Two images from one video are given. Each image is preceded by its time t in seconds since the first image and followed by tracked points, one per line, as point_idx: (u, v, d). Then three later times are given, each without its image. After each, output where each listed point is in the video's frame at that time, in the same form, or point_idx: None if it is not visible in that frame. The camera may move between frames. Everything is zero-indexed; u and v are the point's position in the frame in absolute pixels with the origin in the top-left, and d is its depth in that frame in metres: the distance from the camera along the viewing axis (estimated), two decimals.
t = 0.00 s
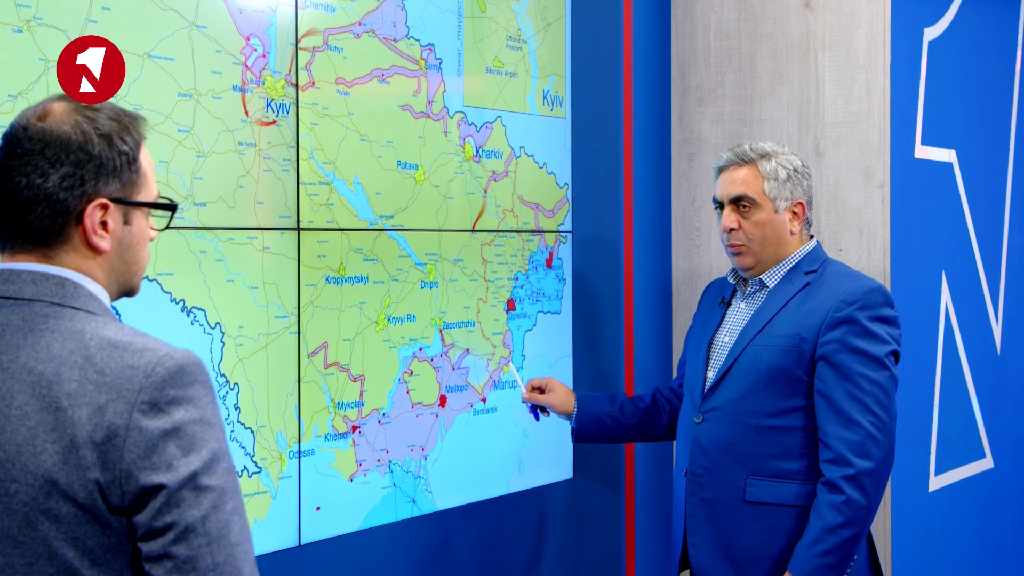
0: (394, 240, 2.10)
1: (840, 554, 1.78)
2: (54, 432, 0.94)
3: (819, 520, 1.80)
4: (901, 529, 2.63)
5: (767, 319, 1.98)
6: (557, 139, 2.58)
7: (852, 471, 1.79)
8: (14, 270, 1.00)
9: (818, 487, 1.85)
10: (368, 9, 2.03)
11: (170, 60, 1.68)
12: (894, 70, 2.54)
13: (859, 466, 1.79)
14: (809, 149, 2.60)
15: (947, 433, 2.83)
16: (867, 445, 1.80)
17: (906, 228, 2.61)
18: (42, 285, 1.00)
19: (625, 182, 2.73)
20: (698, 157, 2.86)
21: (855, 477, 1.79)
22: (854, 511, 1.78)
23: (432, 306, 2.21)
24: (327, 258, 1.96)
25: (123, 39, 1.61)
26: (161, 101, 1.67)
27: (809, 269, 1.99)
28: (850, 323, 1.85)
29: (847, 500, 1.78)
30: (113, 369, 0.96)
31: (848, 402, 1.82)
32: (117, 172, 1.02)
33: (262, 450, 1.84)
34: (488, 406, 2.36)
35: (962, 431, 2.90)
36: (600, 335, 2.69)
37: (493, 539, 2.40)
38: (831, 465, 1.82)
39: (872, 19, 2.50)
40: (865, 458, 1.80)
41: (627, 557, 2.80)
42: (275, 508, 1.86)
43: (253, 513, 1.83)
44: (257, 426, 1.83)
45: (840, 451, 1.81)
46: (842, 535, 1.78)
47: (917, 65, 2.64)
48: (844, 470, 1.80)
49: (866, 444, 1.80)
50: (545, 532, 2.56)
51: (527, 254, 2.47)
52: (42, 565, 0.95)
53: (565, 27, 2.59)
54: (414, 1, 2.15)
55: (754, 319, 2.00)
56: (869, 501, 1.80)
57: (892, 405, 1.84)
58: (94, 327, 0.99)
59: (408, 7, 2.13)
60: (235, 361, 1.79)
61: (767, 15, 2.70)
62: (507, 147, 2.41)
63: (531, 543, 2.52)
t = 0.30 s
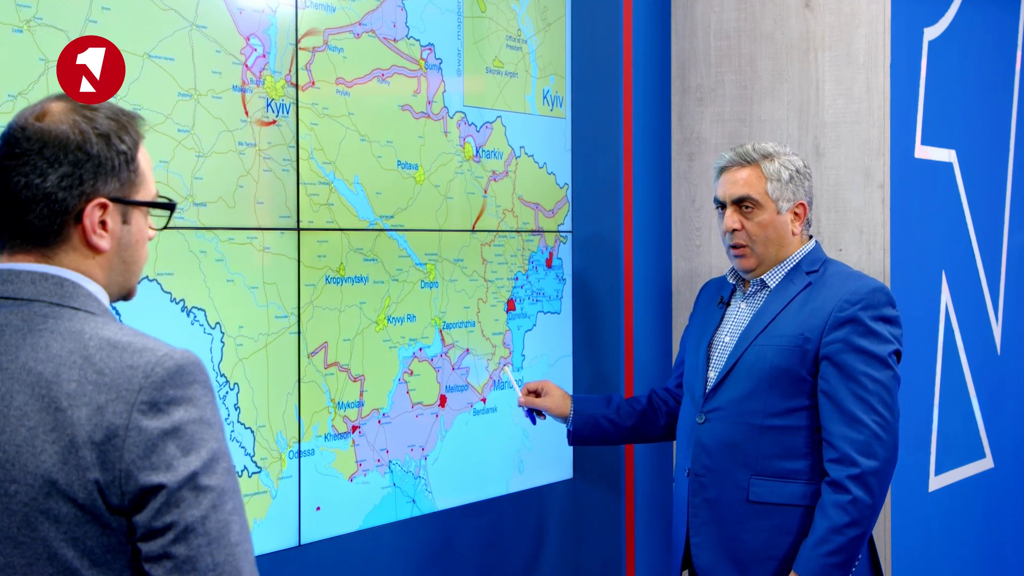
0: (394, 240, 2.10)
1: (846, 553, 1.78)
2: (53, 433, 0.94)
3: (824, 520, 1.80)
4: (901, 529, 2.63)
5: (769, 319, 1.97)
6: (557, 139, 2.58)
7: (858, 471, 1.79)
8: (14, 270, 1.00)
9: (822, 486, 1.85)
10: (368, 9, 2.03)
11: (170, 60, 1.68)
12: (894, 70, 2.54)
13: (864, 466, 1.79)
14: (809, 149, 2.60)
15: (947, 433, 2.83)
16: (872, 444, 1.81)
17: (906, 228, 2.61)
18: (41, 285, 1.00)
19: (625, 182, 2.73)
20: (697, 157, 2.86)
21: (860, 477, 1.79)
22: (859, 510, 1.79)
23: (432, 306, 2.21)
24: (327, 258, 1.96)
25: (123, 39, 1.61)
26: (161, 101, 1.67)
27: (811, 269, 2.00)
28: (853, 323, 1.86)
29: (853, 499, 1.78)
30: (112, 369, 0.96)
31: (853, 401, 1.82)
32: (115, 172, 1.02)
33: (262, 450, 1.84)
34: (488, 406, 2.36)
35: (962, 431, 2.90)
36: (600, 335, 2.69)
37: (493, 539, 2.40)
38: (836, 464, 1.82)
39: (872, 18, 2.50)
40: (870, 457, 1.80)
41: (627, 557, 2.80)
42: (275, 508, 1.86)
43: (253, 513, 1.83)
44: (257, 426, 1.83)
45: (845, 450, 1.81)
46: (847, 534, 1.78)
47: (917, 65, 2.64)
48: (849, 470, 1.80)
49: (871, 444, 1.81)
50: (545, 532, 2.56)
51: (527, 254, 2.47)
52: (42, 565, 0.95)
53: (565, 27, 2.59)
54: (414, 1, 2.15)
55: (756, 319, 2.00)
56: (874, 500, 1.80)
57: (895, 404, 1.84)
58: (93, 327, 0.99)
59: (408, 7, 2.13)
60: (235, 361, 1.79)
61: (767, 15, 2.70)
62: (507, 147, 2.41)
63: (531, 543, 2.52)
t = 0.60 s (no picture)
0: (394, 240, 2.10)
1: (846, 553, 1.78)
2: (55, 432, 0.94)
3: (824, 519, 1.80)
4: (901, 529, 2.63)
5: (769, 319, 1.97)
6: (557, 139, 2.58)
7: (858, 471, 1.79)
8: (14, 270, 1.00)
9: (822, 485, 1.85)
10: (368, 9, 2.03)
11: (170, 60, 1.68)
12: (894, 70, 2.54)
13: (864, 465, 1.79)
14: (809, 149, 2.60)
15: (947, 433, 2.83)
16: (872, 444, 1.81)
17: (906, 228, 2.61)
18: (42, 284, 1.00)
19: (625, 182, 2.73)
20: (697, 157, 2.86)
21: (861, 476, 1.79)
22: (860, 510, 1.79)
23: (432, 306, 2.20)
24: (327, 258, 1.96)
25: (123, 39, 1.61)
26: (161, 101, 1.66)
27: (810, 269, 2.00)
28: (853, 322, 1.86)
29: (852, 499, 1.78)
30: (113, 369, 0.96)
31: (853, 401, 1.82)
32: (91, 159, 1.02)
33: (262, 450, 1.84)
34: (488, 406, 2.36)
35: (961, 431, 2.90)
36: (600, 335, 2.69)
37: (493, 540, 2.40)
38: (836, 464, 1.82)
39: (872, 18, 2.50)
40: (870, 457, 1.80)
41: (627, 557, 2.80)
42: (275, 508, 1.86)
43: (253, 513, 1.83)
44: (257, 426, 1.83)
45: (846, 450, 1.81)
46: (847, 534, 1.78)
47: (917, 65, 2.64)
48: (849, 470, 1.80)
49: (871, 444, 1.81)
50: (545, 532, 2.56)
51: (527, 254, 2.47)
52: (42, 565, 0.95)
53: (565, 27, 2.59)
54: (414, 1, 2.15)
55: (756, 319, 2.00)
56: (874, 500, 1.80)
57: (895, 403, 1.85)
58: (95, 326, 0.99)
59: (408, 7, 2.13)
60: (235, 361, 1.79)
61: (767, 15, 2.70)
62: (506, 147, 2.41)
63: (531, 543, 2.52)
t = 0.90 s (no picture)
0: (394, 240, 2.10)
1: (848, 553, 1.78)
2: (54, 432, 0.94)
3: (826, 520, 1.80)
4: (901, 529, 2.63)
5: (769, 319, 1.97)
6: (557, 139, 2.58)
7: (859, 471, 1.79)
8: (13, 270, 1.00)
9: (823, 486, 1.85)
10: (368, 9, 2.03)
11: (170, 60, 1.68)
12: (894, 70, 2.54)
13: (865, 465, 1.79)
14: (809, 149, 2.60)
15: (947, 433, 2.83)
16: (873, 444, 1.81)
17: (906, 228, 2.61)
18: (41, 284, 1.00)
19: (625, 182, 2.73)
20: (697, 157, 2.86)
21: (862, 476, 1.79)
22: (861, 510, 1.79)
23: (432, 306, 2.20)
24: (327, 258, 1.96)
25: (124, 39, 1.61)
26: (161, 101, 1.67)
27: (810, 269, 2.00)
28: (853, 322, 1.86)
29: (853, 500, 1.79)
30: (113, 368, 0.96)
31: (853, 401, 1.82)
32: (108, 159, 1.03)
33: (262, 450, 1.84)
34: (488, 406, 2.36)
35: (961, 431, 2.90)
36: (600, 335, 2.69)
37: (493, 540, 2.40)
38: (838, 466, 1.82)
39: (872, 18, 2.50)
40: (871, 457, 1.80)
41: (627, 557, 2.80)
42: (275, 508, 1.86)
43: (253, 513, 1.83)
44: (257, 426, 1.83)
45: (847, 450, 1.81)
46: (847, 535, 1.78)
47: (917, 65, 2.64)
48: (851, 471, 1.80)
49: (872, 444, 1.81)
50: (545, 532, 2.56)
51: (527, 254, 2.47)
52: (42, 565, 0.95)
53: (565, 27, 2.59)
54: (414, 1, 2.15)
55: (756, 319, 2.00)
56: (876, 500, 1.80)
57: (895, 403, 1.85)
58: (95, 326, 0.99)
59: (408, 7, 2.13)
60: (235, 361, 1.79)
61: (767, 15, 2.70)
62: (507, 147, 2.41)
63: (531, 543, 2.52)
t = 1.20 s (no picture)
0: (394, 240, 2.10)
1: (851, 547, 1.79)
2: (56, 431, 0.94)
3: (833, 513, 1.80)
4: (901, 529, 2.63)
5: (771, 319, 1.97)
6: (557, 139, 2.58)
7: (869, 469, 1.79)
8: (15, 270, 1.00)
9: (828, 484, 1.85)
10: (368, 9, 2.03)
11: (170, 60, 1.68)
12: (894, 70, 2.54)
13: (875, 464, 1.80)
14: (809, 149, 2.60)
15: (947, 433, 2.83)
16: (882, 443, 1.82)
17: (906, 229, 2.61)
18: (43, 284, 0.99)
19: (625, 182, 2.73)
20: (697, 157, 2.86)
21: (871, 475, 1.79)
22: (868, 506, 1.79)
23: (432, 306, 2.20)
24: (327, 258, 1.96)
25: (124, 39, 1.61)
26: (161, 101, 1.66)
27: (811, 268, 2.00)
28: (863, 323, 1.86)
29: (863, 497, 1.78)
30: (115, 367, 0.96)
31: (864, 400, 1.82)
32: (110, 158, 1.03)
33: (262, 450, 1.84)
34: (488, 406, 2.36)
35: (961, 431, 2.90)
36: (600, 335, 2.69)
37: (493, 540, 2.40)
38: (848, 463, 1.81)
39: (872, 18, 2.50)
40: (879, 456, 1.81)
41: (627, 557, 2.80)
42: (275, 508, 1.86)
43: (253, 513, 1.82)
44: (257, 426, 1.83)
45: (858, 449, 1.80)
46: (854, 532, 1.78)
47: (917, 65, 2.64)
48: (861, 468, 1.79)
49: (880, 443, 1.82)
50: (545, 532, 2.56)
51: (527, 254, 2.47)
52: (44, 563, 0.95)
53: (565, 27, 2.59)
54: (414, 1, 2.15)
55: (758, 319, 2.00)
56: (880, 498, 1.81)
57: (899, 404, 1.86)
58: (97, 324, 0.99)
59: (408, 7, 2.13)
60: (235, 361, 1.79)
61: (767, 15, 2.71)
62: (507, 147, 2.41)
63: (531, 543, 2.52)
